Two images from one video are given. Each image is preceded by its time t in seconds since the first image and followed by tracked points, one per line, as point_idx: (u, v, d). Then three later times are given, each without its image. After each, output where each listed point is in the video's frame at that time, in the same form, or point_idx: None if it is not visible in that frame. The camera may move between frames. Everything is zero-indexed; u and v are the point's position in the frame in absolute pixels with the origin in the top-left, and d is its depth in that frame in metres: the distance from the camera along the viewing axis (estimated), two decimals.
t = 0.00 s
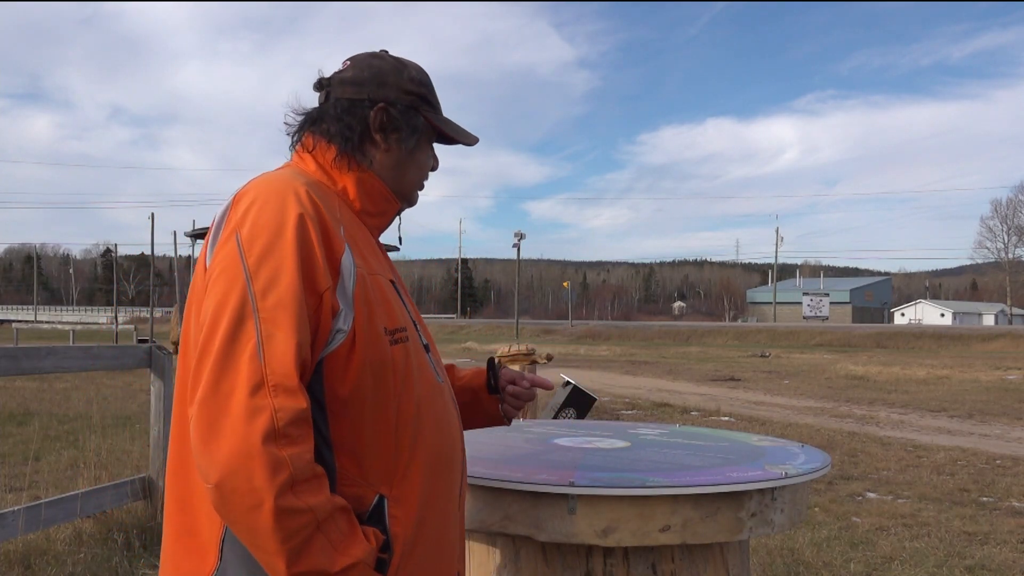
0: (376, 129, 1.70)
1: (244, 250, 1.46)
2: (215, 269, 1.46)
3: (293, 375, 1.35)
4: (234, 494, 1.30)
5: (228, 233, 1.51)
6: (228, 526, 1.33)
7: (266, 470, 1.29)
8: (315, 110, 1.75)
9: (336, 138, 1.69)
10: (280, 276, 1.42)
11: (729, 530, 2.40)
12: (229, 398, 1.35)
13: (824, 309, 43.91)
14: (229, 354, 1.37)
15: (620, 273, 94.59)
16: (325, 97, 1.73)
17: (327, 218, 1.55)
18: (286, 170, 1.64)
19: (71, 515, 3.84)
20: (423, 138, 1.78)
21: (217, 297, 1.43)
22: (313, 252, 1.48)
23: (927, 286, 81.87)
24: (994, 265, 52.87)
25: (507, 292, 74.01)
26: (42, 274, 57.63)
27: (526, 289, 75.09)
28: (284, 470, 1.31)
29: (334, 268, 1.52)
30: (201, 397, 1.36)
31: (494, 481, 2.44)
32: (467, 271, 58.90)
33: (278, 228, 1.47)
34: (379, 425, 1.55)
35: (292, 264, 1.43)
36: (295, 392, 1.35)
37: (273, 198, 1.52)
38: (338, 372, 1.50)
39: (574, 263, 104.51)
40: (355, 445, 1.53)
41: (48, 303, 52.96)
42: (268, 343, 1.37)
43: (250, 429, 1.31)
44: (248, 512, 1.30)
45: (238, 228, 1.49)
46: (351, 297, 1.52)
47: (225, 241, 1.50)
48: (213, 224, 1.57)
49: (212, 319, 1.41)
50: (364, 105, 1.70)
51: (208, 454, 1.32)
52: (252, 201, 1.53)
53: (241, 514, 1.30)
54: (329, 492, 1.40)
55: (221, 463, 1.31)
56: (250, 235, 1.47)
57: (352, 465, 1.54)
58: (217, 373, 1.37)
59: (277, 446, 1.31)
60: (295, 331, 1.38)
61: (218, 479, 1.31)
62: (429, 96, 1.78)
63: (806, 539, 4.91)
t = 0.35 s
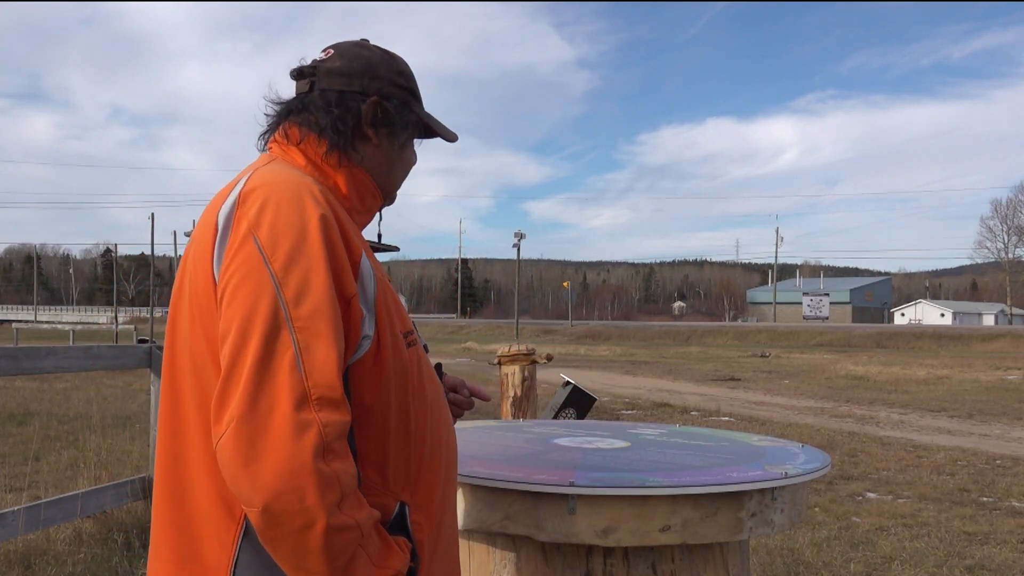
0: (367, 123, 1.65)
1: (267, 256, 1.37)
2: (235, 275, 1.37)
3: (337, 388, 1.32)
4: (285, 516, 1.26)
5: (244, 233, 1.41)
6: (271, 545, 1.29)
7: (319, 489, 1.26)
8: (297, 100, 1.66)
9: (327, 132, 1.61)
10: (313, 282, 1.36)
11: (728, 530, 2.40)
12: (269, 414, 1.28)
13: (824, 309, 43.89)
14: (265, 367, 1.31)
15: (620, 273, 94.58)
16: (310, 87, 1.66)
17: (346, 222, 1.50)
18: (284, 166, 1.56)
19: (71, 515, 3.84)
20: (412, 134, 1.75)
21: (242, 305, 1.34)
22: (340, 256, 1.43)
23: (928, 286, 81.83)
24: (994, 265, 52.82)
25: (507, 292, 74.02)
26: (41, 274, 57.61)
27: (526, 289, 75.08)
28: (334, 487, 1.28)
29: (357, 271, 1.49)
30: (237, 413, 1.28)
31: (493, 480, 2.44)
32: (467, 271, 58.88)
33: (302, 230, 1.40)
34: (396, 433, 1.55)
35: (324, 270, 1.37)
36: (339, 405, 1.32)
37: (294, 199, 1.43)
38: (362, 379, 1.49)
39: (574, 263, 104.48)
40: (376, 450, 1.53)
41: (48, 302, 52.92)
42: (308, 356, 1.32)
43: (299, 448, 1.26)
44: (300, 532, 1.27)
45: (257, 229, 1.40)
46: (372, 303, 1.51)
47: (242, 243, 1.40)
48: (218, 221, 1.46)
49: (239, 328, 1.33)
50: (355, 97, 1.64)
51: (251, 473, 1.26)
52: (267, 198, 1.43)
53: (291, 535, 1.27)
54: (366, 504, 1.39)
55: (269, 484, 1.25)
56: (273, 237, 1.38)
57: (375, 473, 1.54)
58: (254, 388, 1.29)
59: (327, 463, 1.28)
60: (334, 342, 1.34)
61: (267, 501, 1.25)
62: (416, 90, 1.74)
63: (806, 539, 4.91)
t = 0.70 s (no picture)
0: (362, 124, 1.65)
1: (286, 258, 1.35)
2: (254, 277, 1.35)
3: (365, 391, 1.33)
4: (322, 522, 1.25)
5: (259, 235, 1.38)
6: (304, 552, 1.28)
7: (356, 494, 1.26)
8: (290, 94, 1.63)
9: (323, 131, 1.60)
10: (336, 284, 1.36)
11: (728, 531, 2.40)
12: (302, 419, 1.27)
13: (824, 309, 43.88)
14: (293, 371, 1.29)
15: (620, 273, 94.60)
16: (304, 82, 1.63)
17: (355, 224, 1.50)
18: (286, 164, 1.53)
19: (71, 515, 3.84)
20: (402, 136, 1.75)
21: (263, 309, 1.32)
22: (356, 259, 1.44)
23: (928, 285, 81.84)
24: (994, 266, 52.81)
25: (507, 292, 73.97)
26: (41, 274, 57.57)
27: (526, 288, 75.05)
28: (370, 490, 1.29)
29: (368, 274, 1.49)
30: (267, 420, 1.26)
31: (492, 481, 2.44)
32: (467, 271, 58.86)
33: (322, 232, 1.39)
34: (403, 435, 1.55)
35: (346, 272, 1.37)
36: (367, 407, 1.33)
37: (310, 200, 1.42)
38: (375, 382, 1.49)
39: (574, 263, 104.48)
40: (387, 451, 1.54)
41: (48, 302, 52.87)
42: (337, 359, 1.32)
43: (336, 454, 1.26)
44: (337, 538, 1.27)
45: (274, 231, 1.38)
46: (385, 305, 1.51)
47: (258, 244, 1.37)
48: (228, 223, 1.43)
49: (263, 332, 1.31)
50: (352, 96, 1.62)
51: (285, 481, 1.25)
52: (281, 198, 1.41)
53: (329, 541, 1.27)
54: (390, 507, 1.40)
55: (306, 492, 1.24)
56: (292, 238, 1.36)
57: (389, 475, 1.54)
58: (284, 393, 1.28)
59: (361, 467, 1.28)
60: (360, 346, 1.34)
61: (305, 509, 1.24)
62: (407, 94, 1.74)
63: (806, 539, 4.91)
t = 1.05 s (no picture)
0: (350, 122, 1.65)
1: (273, 255, 1.35)
2: (244, 275, 1.35)
3: (359, 387, 1.33)
4: (321, 521, 1.25)
5: (247, 234, 1.38)
6: (305, 551, 1.28)
7: (354, 491, 1.26)
8: (275, 93, 1.63)
9: (310, 129, 1.60)
10: (326, 280, 1.36)
11: (729, 530, 2.40)
12: (296, 419, 1.27)
13: (824, 309, 43.88)
14: (286, 370, 1.29)
15: (620, 273, 94.60)
16: (289, 80, 1.62)
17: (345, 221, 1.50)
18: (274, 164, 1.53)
19: (71, 515, 3.84)
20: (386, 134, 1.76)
21: (253, 307, 1.32)
22: (347, 255, 1.44)
23: (929, 285, 81.87)
24: (994, 266, 52.81)
25: (507, 293, 73.95)
26: (41, 275, 57.55)
27: (526, 288, 75.05)
28: (368, 486, 1.29)
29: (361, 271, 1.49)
30: (262, 420, 1.26)
31: (493, 480, 2.44)
32: (467, 271, 58.85)
33: (310, 229, 1.39)
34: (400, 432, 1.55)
35: (336, 271, 1.37)
36: (362, 403, 1.33)
37: (299, 198, 1.42)
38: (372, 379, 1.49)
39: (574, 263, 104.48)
40: (385, 449, 1.54)
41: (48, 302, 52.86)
42: (328, 356, 1.32)
43: (332, 451, 1.26)
44: (337, 535, 1.27)
45: (261, 228, 1.38)
46: (378, 301, 1.51)
47: (246, 243, 1.37)
48: (216, 224, 1.43)
49: (254, 331, 1.31)
50: (339, 94, 1.62)
51: (281, 480, 1.24)
52: (267, 197, 1.41)
53: (329, 539, 1.27)
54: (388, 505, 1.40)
55: (304, 490, 1.24)
56: (280, 235, 1.37)
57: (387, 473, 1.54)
58: (277, 391, 1.28)
59: (359, 463, 1.28)
60: (352, 342, 1.34)
61: (303, 510, 1.24)
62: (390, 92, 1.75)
63: (806, 539, 4.91)
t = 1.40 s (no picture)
0: (344, 118, 1.65)
1: (254, 256, 1.35)
2: (225, 276, 1.35)
3: (339, 388, 1.32)
4: (299, 524, 1.25)
5: (229, 234, 1.38)
6: (285, 553, 1.28)
7: (332, 494, 1.26)
8: (267, 92, 1.62)
9: (299, 124, 1.60)
10: (306, 281, 1.35)
11: (729, 530, 2.40)
12: (273, 419, 1.27)
13: (824, 309, 43.89)
14: (265, 371, 1.29)
15: (620, 273, 94.61)
16: (281, 78, 1.62)
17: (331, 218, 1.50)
18: (263, 162, 1.53)
19: (71, 515, 3.83)
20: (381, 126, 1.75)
21: (235, 309, 1.32)
22: (331, 256, 1.43)
23: (929, 285, 81.95)
24: (994, 266, 52.83)
25: (507, 293, 73.95)
26: (41, 275, 57.56)
27: (526, 289, 75.06)
28: (347, 489, 1.29)
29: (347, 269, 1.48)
30: (240, 422, 1.26)
31: (493, 480, 2.44)
32: (467, 271, 58.84)
33: (292, 230, 1.38)
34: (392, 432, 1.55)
35: (317, 271, 1.36)
36: (343, 405, 1.32)
37: (279, 198, 1.41)
38: (359, 378, 1.48)
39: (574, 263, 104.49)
40: (374, 450, 1.53)
41: (48, 302, 52.83)
42: (308, 358, 1.31)
43: (309, 455, 1.26)
44: (314, 539, 1.27)
45: (244, 229, 1.38)
46: (365, 300, 1.50)
47: (229, 243, 1.37)
48: (200, 226, 1.43)
49: (235, 333, 1.31)
50: (331, 90, 1.62)
51: (259, 483, 1.25)
52: (250, 197, 1.41)
53: (306, 543, 1.27)
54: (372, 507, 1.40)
55: (281, 494, 1.24)
56: (262, 238, 1.36)
57: (377, 474, 1.54)
58: (256, 392, 1.28)
59: (337, 465, 1.28)
60: (334, 342, 1.34)
61: (280, 512, 1.24)
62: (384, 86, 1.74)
63: (806, 539, 4.90)
